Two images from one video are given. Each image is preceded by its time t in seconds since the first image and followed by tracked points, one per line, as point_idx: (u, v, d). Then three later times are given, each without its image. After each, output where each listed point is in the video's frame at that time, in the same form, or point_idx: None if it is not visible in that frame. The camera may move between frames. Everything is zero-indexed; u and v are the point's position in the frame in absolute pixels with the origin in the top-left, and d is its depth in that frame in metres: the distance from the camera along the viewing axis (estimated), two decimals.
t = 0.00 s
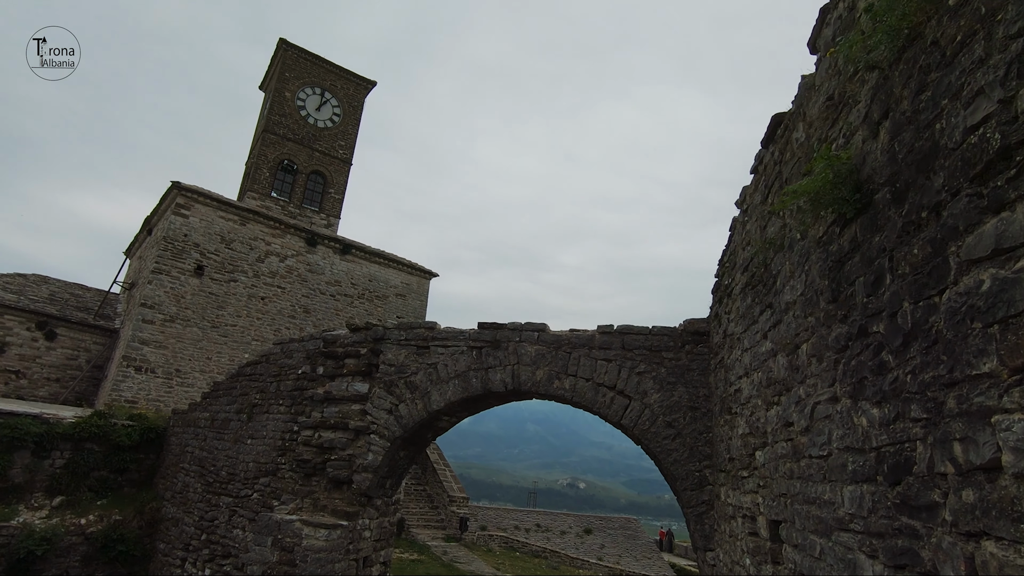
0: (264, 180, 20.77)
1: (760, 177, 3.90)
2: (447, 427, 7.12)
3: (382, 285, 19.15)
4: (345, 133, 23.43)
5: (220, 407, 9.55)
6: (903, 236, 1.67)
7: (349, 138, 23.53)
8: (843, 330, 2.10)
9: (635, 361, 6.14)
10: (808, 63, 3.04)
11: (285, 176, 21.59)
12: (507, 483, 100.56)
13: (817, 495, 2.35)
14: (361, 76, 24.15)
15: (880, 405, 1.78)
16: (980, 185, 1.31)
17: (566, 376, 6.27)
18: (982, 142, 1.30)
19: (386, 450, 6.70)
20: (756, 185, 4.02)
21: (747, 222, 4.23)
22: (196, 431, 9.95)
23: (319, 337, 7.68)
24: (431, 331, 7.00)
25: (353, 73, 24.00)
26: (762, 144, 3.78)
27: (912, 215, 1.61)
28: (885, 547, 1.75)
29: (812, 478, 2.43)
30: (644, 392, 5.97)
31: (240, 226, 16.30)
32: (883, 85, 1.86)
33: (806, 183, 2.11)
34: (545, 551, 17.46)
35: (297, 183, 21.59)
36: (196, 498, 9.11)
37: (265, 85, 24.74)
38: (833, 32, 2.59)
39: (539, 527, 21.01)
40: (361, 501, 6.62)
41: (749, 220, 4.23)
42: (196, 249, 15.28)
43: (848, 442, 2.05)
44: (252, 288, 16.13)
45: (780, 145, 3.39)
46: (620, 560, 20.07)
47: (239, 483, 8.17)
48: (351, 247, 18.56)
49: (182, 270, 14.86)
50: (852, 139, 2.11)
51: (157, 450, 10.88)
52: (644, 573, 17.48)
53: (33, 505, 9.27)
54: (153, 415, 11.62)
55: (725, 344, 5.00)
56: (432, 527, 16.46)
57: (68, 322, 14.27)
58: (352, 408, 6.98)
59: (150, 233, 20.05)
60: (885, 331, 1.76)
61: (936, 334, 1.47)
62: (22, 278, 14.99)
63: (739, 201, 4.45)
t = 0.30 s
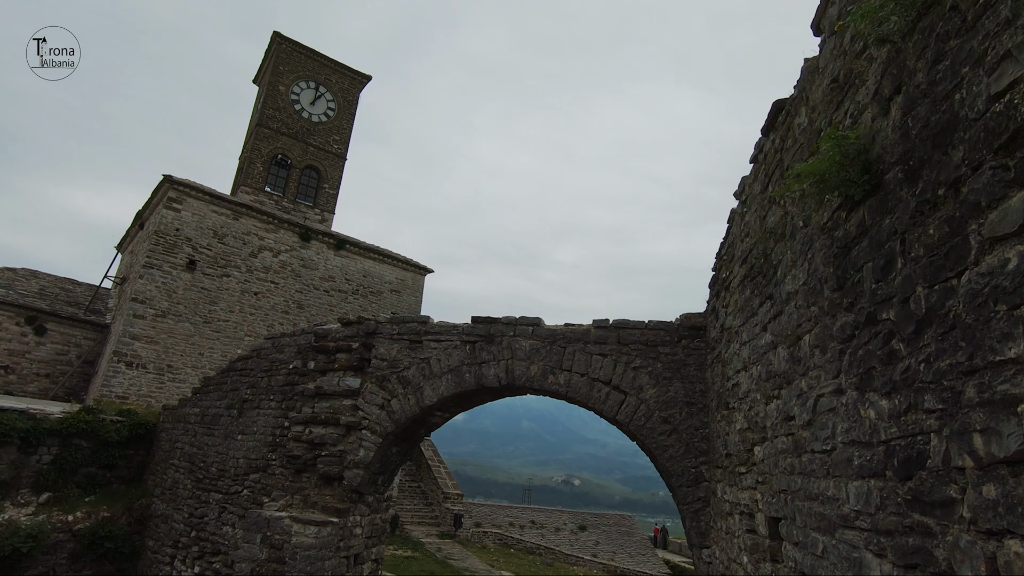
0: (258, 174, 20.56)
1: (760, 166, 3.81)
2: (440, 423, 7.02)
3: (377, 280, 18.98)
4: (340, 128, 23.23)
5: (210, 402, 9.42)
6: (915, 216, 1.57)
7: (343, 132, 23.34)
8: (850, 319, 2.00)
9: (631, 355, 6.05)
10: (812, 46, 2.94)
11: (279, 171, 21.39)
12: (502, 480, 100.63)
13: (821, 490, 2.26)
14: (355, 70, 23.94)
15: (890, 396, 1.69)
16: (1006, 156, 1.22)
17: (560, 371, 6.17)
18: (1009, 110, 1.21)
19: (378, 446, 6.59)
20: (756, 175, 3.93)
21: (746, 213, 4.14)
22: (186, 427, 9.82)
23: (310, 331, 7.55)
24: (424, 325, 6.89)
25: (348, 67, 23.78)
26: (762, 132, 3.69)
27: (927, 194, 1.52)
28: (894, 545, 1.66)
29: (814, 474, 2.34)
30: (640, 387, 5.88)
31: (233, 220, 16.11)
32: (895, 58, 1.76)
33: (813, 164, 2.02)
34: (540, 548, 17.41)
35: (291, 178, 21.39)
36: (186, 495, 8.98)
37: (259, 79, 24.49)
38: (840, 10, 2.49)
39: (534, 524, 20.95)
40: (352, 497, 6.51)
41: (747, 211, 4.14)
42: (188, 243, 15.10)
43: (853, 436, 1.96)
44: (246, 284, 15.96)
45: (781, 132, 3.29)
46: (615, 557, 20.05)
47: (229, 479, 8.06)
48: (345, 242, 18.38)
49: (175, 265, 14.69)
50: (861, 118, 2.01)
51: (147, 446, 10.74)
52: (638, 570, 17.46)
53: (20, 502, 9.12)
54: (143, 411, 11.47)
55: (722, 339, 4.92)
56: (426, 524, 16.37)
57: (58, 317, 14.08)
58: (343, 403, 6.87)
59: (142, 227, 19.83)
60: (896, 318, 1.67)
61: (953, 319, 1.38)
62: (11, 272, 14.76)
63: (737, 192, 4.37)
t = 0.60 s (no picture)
0: (249, 168, 20.32)
1: (758, 152, 3.71)
2: (431, 417, 6.92)
3: (370, 276, 18.80)
4: (333, 122, 23.00)
5: (198, 398, 9.27)
6: (928, 192, 1.48)
7: (336, 126, 23.10)
8: (856, 304, 1.91)
9: (625, 349, 5.96)
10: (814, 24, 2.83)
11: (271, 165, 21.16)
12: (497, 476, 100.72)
13: (822, 484, 2.18)
14: (348, 63, 23.69)
15: (900, 384, 1.60)
16: None
17: (553, 365, 6.08)
18: None
19: (368, 441, 6.48)
20: (754, 162, 3.83)
21: (743, 202, 4.04)
22: (174, 422, 9.67)
23: (299, 325, 7.42)
24: (415, 318, 6.78)
25: (340, 60, 23.53)
26: (761, 118, 3.58)
27: (941, 167, 1.43)
28: (902, 542, 1.57)
29: (815, 467, 2.25)
30: (634, 380, 5.80)
31: (224, 215, 15.89)
32: (906, 26, 1.66)
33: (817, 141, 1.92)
34: (534, 543, 17.35)
35: (283, 172, 21.16)
36: (174, 491, 8.84)
37: (250, 72, 24.18)
38: None
39: (528, 519, 20.91)
40: (342, 493, 6.40)
41: (745, 199, 4.05)
42: (178, 238, 14.89)
43: (859, 428, 1.86)
44: (237, 279, 15.76)
45: (781, 116, 3.19)
46: (609, 552, 20.05)
47: (217, 475, 7.92)
48: (337, 237, 18.18)
49: (164, 259, 14.48)
50: (868, 92, 1.91)
51: (135, 442, 10.58)
52: (632, 565, 17.45)
53: (3, 499, 8.95)
54: (131, 407, 11.31)
55: (718, 331, 4.84)
56: (420, 519, 16.27)
57: (45, 312, 13.85)
58: (333, 398, 6.75)
59: (131, 221, 19.55)
60: (906, 301, 1.57)
61: (972, 300, 1.29)
62: None
63: (734, 180, 4.27)
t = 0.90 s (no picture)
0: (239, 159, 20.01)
1: (758, 132, 3.59)
2: (422, 408, 6.79)
3: (362, 268, 18.58)
4: (324, 113, 22.70)
5: (185, 390, 9.09)
6: (952, 151, 1.36)
7: (327, 117, 22.81)
8: (867, 278, 1.79)
9: (620, 338, 5.85)
10: None
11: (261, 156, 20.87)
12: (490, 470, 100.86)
13: (828, 471, 2.07)
14: (340, 53, 23.37)
15: (917, 361, 1.49)
16: None
17: (546, 355, 5.96)
18: None
19: (357, 432, 6.35)
20: (754, 142, 3.72)
21: (742, 185, 3.93)
22: (161, 415, 9.49)
23: (287, 315, 7.25)
24: (406, 308, 6.64)
25: (332, 50, 23.21)
26: (761, 95, 3.46)
27: (969, 121, 1.31)
28: (919, 530, 1.46)
29: (820, 453, 2.14)
30: (629, 370, 5.69)
31: (213, 206, 15.64)
32: None
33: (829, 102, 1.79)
34: (527, 536, 17.30)
35: (274, 163, 20.87)
36: (160, 485, 8.67)
37: (240, 62, 23.79)
38: None
39: (522, 512, 20.85)
40: (331, 486, 6.27)
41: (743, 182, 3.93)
42: (166, 229, 14.63)
43: (870, 410, 1.75)
44: (227, 271, 15.52)
45: (783, 91, 3.07)
46: (602, 545, 20.05)
47: (204, 469, 7.77)
48: (329, 229, 17.94)
49: (152, 251, 14.23)
50: (882, 51, 1.79)
51: (121, 435, 10.39)
52: (625, 558, 17.44)
53: None
54: (117, 400, 11.11)
55: (715, 318, 4.73)
56: (413, 513, 16.16)
57: (31, 305, 13.60)
58: (321, 389, 6.61)
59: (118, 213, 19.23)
60: (926, 270, 1.46)
61: (1005, 264, 1.17)
62: None
63: (732, 163, 4.15)
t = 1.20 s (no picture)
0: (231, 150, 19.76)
1: (759, 111, 3.49)
2: (414, 399, 6.69)
3: (356, 261, 18.40)
4: (318, 104, 22.46)
5: (175, 382, 8.95)
6: (979, 103, 1.26)
7: (321, 109, 22.56)
8: (880, 249, 1.69)
9: (616, 327, 5.76)
10: None
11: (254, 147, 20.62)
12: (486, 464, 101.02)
13: (835, 455, 1.97)
14: (334, 45, 23.11)
15: (936, 333, 1.39)
16: None
17: (541, 344, 5.86)
18: None
19: (348, 423, 6.24)
20: (754, 121, 3.61)
21: (742, 166, 3.82)
22: (150, 408, 9.34)
23: (277, 304, 7.11)
24: (399, 297, 6.52)
25: (326, 41, 22.93)
26: (763, 71, 3.35)
27: (1000, 68, 1.21)
28: (938, 514, 1.37)
29: (826, 437, 2.05)
30: (625, 359, 5.60)
31: (205, 197, 15.42)
32: None
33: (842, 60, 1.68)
34: (523, 530, 17.26)
35: (267, 155, 20.63)
36: (150, 478, 8.54)
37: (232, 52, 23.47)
38: None
39: (517, 506, 20.82)
40: (322, 477, 6.17)
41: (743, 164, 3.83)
42: (157, 221, 14.42)
43: (882, 389, 1.65)
44: (219, 263, 15.33)
45: (787, 64, 2.96)
46: (597, 538, 20.07)
47: (194, 461, 7.64)
48: (323, 222, 17.74)
49: (143, 242, 14.02)
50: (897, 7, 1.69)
51: (110, 428, 10.25)
52: (620, 551, 17.45)
53: None
54: (107, 392, 10.95)
55: (712, 305, 4.64)
56: (407, 507, 16.06)
57: (20, 297, 13.40)
58: (312, 379, 6.49)
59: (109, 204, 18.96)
60: (946, 235, 1.36)
61: None
62: None
63: (732, 145, 4.05)
